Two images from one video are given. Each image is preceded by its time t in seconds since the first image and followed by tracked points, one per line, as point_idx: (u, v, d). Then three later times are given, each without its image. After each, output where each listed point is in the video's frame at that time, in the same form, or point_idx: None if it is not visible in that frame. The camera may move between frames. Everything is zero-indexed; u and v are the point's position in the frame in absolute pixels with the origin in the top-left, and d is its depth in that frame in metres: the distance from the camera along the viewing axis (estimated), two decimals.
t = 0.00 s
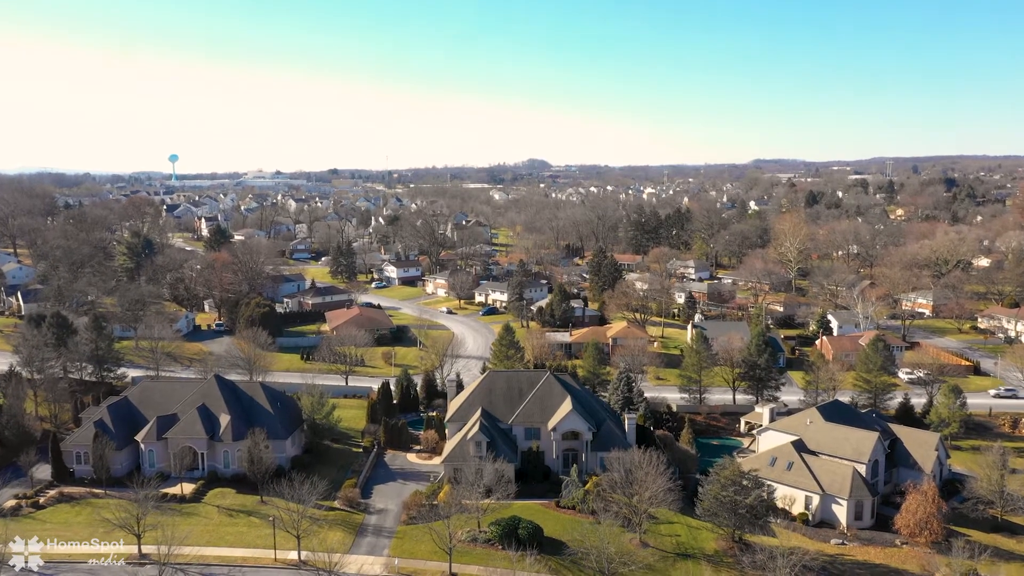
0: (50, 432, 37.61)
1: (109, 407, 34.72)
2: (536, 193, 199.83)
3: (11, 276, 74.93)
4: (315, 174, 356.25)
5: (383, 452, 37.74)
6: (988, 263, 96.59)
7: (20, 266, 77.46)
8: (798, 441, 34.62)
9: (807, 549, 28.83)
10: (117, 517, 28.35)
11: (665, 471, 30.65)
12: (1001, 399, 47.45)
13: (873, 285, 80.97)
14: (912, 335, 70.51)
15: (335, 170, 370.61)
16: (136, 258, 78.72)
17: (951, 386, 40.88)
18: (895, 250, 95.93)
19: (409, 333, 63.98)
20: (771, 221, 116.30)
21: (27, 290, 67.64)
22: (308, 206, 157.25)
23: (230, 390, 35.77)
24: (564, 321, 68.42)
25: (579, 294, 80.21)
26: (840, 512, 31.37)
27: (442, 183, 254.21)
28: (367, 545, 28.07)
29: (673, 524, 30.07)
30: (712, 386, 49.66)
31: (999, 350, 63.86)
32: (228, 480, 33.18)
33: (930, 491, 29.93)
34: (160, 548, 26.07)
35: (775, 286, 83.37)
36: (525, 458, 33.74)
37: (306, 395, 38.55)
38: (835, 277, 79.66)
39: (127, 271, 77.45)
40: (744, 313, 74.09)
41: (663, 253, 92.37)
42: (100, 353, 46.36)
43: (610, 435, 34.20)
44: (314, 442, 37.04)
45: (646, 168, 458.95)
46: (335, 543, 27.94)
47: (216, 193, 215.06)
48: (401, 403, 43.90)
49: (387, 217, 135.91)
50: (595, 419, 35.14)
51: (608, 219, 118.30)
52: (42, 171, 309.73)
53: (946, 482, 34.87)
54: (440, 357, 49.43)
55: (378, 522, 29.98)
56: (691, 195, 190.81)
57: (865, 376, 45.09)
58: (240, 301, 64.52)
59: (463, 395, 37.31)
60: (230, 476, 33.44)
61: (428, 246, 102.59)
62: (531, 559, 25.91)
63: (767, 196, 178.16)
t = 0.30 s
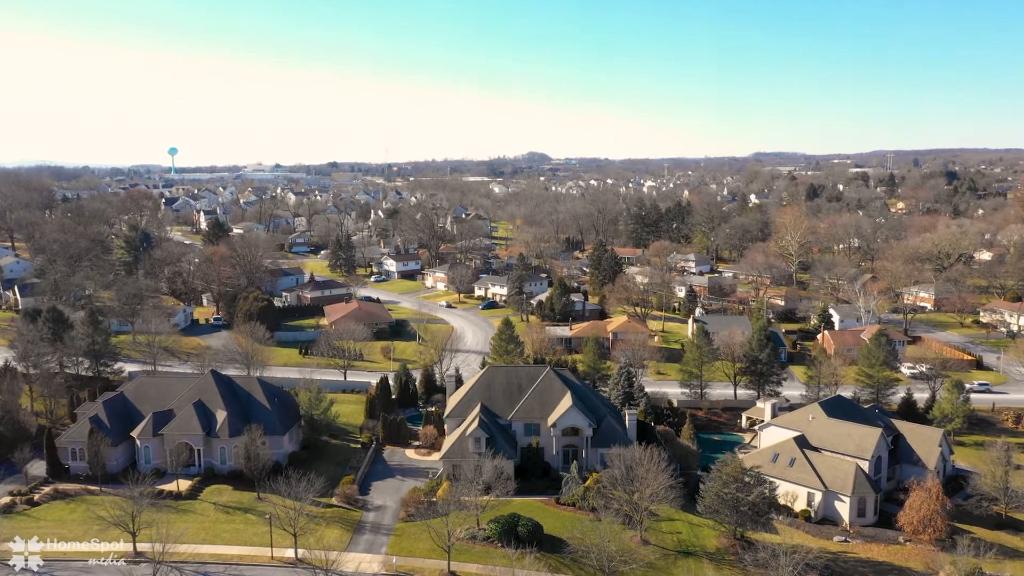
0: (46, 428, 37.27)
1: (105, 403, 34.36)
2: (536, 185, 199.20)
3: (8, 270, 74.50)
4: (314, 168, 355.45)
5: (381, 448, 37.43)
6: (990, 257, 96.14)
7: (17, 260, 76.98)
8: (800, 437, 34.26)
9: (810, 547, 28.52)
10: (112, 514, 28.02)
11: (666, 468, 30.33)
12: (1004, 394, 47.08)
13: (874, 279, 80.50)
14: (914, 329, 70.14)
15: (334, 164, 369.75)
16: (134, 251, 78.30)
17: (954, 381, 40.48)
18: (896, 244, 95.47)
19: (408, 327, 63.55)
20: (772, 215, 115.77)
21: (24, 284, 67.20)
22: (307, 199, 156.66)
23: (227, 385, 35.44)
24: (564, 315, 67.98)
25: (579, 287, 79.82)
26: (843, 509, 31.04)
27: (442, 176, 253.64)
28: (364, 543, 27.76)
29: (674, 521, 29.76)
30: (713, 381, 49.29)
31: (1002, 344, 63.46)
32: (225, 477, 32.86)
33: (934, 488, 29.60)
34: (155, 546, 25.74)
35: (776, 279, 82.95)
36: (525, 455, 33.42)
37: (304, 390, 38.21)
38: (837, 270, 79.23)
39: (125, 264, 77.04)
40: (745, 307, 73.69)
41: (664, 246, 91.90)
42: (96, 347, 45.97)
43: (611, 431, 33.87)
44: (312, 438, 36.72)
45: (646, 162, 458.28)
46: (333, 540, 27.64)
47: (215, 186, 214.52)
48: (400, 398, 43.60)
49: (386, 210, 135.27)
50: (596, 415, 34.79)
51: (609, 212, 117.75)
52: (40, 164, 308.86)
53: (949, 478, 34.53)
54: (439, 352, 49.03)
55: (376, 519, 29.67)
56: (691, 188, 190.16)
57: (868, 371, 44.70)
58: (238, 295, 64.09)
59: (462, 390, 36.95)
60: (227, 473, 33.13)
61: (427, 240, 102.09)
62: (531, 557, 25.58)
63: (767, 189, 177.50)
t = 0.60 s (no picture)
0: (42, 423, 36.93)
1: (100, 399, 34.00)
2: (536, 179, 198.50)
3: (4, 264, 73.99)
4: (314, 161, 354.70)
5: (379, 445, 37.12)
6: (992, 250, 95.65)
7: (14, 253, 76.49)
8: (803, 433, 33.89)
9: (812, 545, 28.21)
10: (106, 512, 27.68)
11: (668, 465, 30.00)
12: (1007, 389, 46.72)
13: (876, 273, 80.07)
14: (916, 323, 69.74)
15: (334, 157, 368.79)
16: (132, 245, 77.89)
17: (958, 377, 40.09)
18: (898, 237, 94.98)
19: (407, 322, 63.15)
20: (773, 208, 115.34)
21: (20, 278, 66.75)
22: (306, 192, 156.04)
23: (224, 381, 35.06)
24: (564, 310, 67.57)
25: (579, 281, 79.40)
26: (846, 506, 30.73)
27: (441, 169, 252.71)
28: (362, 540, 27.44)
29: (675, 518, 29.44)
30: (714, 376, 48.94)
31: (1004, 339, 63.07)
32: (221, 474, 32.50)
33: (938, 485, 29.25)
34: (149, 544, 25.42)
35: (777, 273, 82.56)
36: (524, 451, 33.07)
37: (302, 386, 38.02)
38: (838, 264, 78.83)
39: (123, 258, 76.62)
40: (746, 301, 73.33)
41: (664, 240, 91.45)
42: (93, 342, 45.62)
43: (611, 428, 33.50)
44: (310, 434, 36.40)
45: (646, 155, 457.31)
46: (330, 539, 27.33)
47: (214, 179, 213.89)
48: (399, 394, 43.28)
49: (386, 204, 134.85)
50: (596, 411, 34.40)
51: (609, 205, 117.29)
52: (39, 158, 307.75)
53: (953, 475, 34.21)
54: (438, 346, 48.65)
55: (374, 516, 29.36)
56: (691, 181, 189.63)
57: (870, 366, 44.32)
58: (236, 289, 63.71)
59: (462, 385, 36.58)
60: (223, 469, 32.78)
61: (427, 233, 101.60)
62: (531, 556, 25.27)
63: (767, 183, 176.96)
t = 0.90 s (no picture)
0: (36, 419, 36.53)
1: (95, 395, 33.63)
2: (536, 172, 197.94)
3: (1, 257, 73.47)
4: (314, 154, 353.69)
5: (377, 441, 36.75)
6: (993, 244, 95.15)
7: (10, 247, 75.93)
8: (806, 430, 33.51)
9: (815, 543, 27.90)
10: (100, 510, 27.31)
11: (669, 462, 29.63)
12: (1010, 385, 46.33)
13: (877, 267, 79.62)
14: (918, 318, 69.35)
15: (334, 150, 367.61)
16: (130, 239, 77.42)
17: (961, 372, 39.69)
18: (899, 231, 94.50)
19: (406, 316, 62.73)
20: (774, 201, 114.81)
21: (16, 272, 66.25)
22: (306, 185, 155.43)
23: (220, 377, 34.66)
24: (564, 304, 67.12)
25: (579, 275, 78.95)
26: (849, 504, 30.43)
27: (441, 163, 251.73)
28: (360, 538, 27.11)
29: (677, 516, 29.09)
30: (715, 370, 48.55)
31: (1007, 333, 62.66)
32: (217, 470, 32.11)
33: (942, 482, 28.90)
34: (143, 543, 25.05)
35: (778, 267, 82.09)
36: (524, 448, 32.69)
37: (298, 381, 37.47)
38: (840, 258, 78.38)
39: (120, 252, 76.16)
40: (747, 295, 72.93)
41: (665, 233, 90.95)
42: (89, 337, 45.18)
43: (612, 424, 33.13)
44: (307, 430, 36.02)
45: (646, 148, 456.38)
46: (326, 537, 26.98)
47: (214, 173, 213.11)
48: (397, 389, 42.91)
49: (385, 197, 134.22)
50: (596, 407, 34.01)
51: (609, 198, 116.72)
52: (37, 151, 306.97)
53: (956, 471, 33.86)
54: (437, 341, 48.22)
55: (371, 514, 29.02)
56: (692, 174, 189.06)
57: (873, 361, 43.91)
58: (234, 283, 63.25)
59: (461, 381, 36.19)
60: (219, 466, 32.40)
61: (426, 227, 101.09)
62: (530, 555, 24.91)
63: (768, 176, 176.32)
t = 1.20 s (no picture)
0: (30, 415, 36.09)
1: (88, 390, 33.15)
2: (536, 165, 197.17)
3: None
4: (313, 146, 352.62)
5: (375, 436, 36.31)
6: (996, 237, 94.62)
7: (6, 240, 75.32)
8: (809, 426, 33.06)
9: (819, 541, 27.49)
10: (93, 508, 26.88)
11: (671, 460, 29.14)
12: (1015, 379, 45.86)
13: (879, 259, 79.04)
14: (920, 311, 68.87)
15: (333, 142, 366.48)
16: (126, 232, 76.85)
17: (966, 366, 39.19)
18: (901, 224, 93.90)
19: (405, 310, 62.24)
20: (774, 194, 114.17)
21: (12, 265, 65.71)
22: (305, 178, 154.74)
23: (216, 372, 34.18)
24: (564, 297, 66.56)
25: (579, 268, 78.40)
26: (853, 501, 30.03)
27: (441, 156, 250.90)
28: (357, 537, 26.69)
29: (678, 513, 28.67)
30: (716, 365, 48.08)
31: (1010, 327, 62.18)
32: (212, 468, 31.65)
33: (947, 479, 28.44)
34: (136, 541, 24.63)
35: (779, 260, 81.51)
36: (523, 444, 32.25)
37: (295, 376, 37.18)
38: (841, 251, 77.83)
39: (117, 245, 75.61)
40: (748, 288, 72.42)
41: (665, 226, 90.39)
42: (83, 331, 44.69)
43: (612, 420, 32.68)
44: (304, 426, 35.58)
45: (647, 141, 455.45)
46: (323, 536, 26.56)
47: (213, 166, 212.38)
48: (395, 383, 42.55)
49: (384, 189, 133.53)
50: (597, 402, 33.54)
51: (609, 191, 116.05)
52: (35, 143, 305.61)
53: (962, 468, 33.43)
54: (436, 336, 47.73)
55: (369, 511, 28.60)
56: (692, 167, 188.35)
57: (876, 355, 43.42)
58: (231, 277, 62.76)
59: (460, 376, 35.72)
60: (214, 463, 31.93)
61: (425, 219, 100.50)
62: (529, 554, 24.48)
63: (768, 168, 175.55)
